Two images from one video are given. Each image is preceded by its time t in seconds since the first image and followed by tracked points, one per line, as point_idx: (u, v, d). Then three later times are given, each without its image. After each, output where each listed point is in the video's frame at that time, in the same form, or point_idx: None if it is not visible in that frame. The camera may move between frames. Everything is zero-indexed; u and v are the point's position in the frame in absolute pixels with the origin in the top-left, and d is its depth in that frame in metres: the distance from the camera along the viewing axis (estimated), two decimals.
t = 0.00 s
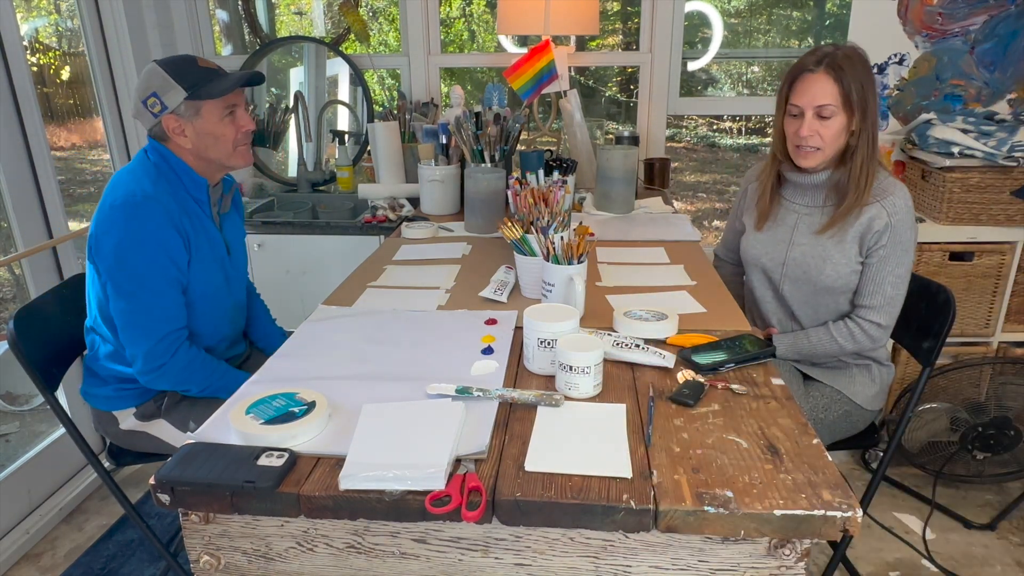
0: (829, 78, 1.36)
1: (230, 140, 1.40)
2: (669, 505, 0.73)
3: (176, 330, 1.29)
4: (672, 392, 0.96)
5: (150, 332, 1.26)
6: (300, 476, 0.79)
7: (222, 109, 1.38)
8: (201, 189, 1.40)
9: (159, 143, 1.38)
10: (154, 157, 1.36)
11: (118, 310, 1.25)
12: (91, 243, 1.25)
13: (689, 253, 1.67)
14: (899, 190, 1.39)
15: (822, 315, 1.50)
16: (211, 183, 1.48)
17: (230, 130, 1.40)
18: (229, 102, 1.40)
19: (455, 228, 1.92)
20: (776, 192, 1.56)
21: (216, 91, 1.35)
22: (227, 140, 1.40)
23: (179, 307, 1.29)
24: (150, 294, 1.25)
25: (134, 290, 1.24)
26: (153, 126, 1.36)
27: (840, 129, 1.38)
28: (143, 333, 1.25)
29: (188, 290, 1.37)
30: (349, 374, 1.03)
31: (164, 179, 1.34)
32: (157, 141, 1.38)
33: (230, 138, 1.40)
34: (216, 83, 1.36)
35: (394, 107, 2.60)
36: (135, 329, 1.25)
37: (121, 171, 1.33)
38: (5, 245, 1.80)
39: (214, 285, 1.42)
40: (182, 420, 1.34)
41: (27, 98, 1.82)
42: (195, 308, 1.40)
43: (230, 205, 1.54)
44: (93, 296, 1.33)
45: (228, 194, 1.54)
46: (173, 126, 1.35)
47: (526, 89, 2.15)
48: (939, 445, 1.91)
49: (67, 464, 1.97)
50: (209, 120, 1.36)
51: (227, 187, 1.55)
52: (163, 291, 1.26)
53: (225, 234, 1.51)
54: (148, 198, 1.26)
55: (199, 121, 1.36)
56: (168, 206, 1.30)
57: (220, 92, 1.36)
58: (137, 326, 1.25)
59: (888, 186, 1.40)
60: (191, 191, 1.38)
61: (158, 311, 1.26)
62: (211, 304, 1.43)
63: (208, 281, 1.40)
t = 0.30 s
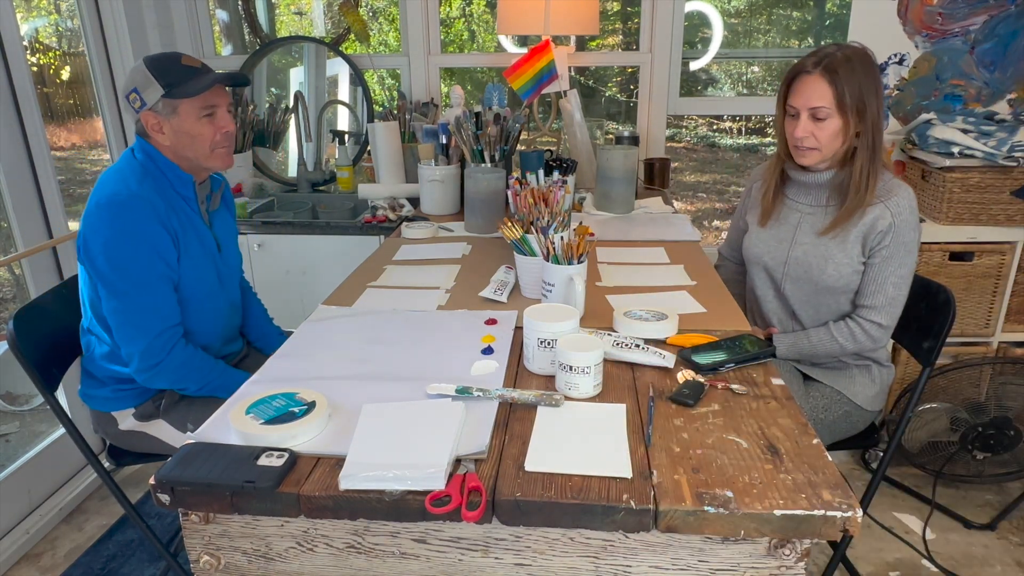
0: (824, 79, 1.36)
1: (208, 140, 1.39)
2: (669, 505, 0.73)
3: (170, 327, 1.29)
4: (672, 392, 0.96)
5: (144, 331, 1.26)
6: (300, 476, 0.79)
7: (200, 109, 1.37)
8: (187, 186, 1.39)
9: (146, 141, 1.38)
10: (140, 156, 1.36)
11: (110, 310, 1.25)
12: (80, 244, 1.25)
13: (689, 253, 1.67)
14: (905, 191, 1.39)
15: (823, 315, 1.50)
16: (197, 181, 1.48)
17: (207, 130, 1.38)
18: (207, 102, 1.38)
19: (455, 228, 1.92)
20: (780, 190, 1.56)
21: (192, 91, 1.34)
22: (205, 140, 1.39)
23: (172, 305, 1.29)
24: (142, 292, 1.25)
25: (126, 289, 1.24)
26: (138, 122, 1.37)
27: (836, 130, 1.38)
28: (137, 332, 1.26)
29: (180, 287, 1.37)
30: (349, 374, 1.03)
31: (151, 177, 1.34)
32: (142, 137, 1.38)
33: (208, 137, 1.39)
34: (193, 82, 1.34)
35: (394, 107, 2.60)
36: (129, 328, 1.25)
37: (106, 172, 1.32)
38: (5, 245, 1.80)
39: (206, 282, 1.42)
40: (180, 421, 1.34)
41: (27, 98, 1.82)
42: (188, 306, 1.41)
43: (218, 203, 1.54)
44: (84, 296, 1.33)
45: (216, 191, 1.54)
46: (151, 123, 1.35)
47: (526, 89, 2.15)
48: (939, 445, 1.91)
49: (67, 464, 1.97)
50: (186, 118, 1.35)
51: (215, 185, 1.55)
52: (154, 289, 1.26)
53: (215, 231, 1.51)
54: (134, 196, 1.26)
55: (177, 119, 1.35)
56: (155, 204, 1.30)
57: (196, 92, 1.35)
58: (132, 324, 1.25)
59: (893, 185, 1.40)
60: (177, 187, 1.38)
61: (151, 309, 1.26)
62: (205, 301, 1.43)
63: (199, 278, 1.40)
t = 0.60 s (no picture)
0: (803, 81, 1.37)
1: (196, 140, 1.38)
2: (669, 505, 0.73)
3: (167, 326, 1.29)
4: (672, 392, 0.96)
5: (142, 330, 1.26)
6: (300, 476, 0.79)
7: (188, 108, 1.36)
8: (184, 185, 1.39)
9: (142, 140, 1.38)
10: (136, 155, 1.36)
11: (107, 309, 1.25)
12: (76, 244, 1.25)
13: (689, 253, 1.67)
14: (906, 194, 1.38)
15: (823, 316, 1.50)
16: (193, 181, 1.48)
17: (195, 130, 1.37)
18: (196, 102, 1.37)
19: (455, 228, 1.92)
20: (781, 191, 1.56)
21: (176, 90, 1.33)
22: (193, 140, 1.38)
23: (169, 304, 1.29)
24: (139, 291, 1.25)
25: (123, 289, 1.24)
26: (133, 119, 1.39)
27: (817, 132, 1.38)
28: (135, 331, 1.26)
29: (177, 286, 1.37)
30: (348, 374, 1.03)
31: (147, 176, 1.34)
32: (138, 135, 1.38)
33: (195, 137, 1.38)
34: (178, 81, 1.33)
35: (394, 107, 2.60)
36: (126, 327, 1.25)
37: (103, 171, 1.32)
38: (5, 245, 1.80)
39: (203, 281, 1.42)
40: (180, 420, 1.34)
41: (27, 98, 1.82)
42: (186, 306, 1.41)
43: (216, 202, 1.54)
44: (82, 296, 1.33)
45: (214, 190, 1.54)
46: (143, 120, 1.36)
47: (526, 89, 2.15)
48: (939, 445, 1.91)
49: (67, 464, 1.97)
50: (175, 118, 1.35)
51: (212, 184, 1.55)
52: (151, 288, 1.26)
53: (213, 230, 1.51)
54: (130, 195, 1.26)
55: (164, 119, 1.35)
56: (152, 203, 1.30)
57: (180, 91, 1.33)
58: (129, 324, 1.25)
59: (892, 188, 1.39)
60: (173, 186, 1.38)
61: (148, 308, 1.26)
62: (202, 300, 1.43)
63: (197, 277, 1.40)
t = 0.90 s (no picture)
0: (793, 80, 1.37)
1: (202, 144, 1.38)
2: (669, 505, 0.73)
3: (168, 329, 1.29)
4: (672, 392, 0.96)
5: (143, 331, 1.26)
6: (300, 476, 0.79)
7: (195, 112, 1.36)
8: (192, 188, 1.39)
9: (151, 141, 1.38)
10: (145, 156, 1.36)
11: (110, 310, 1.25)
12: (83, 243, 1.25)
13: (689, 253, 1.67)
14: (903, 194, 1.37)
15: (823, 316, 1.50)
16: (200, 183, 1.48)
17: (203, 134, 1.38)
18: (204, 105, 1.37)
19: (455, 228, 1.92)
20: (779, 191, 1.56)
21: (183, 94, 1.33)
22: (199, 143, 1.38)
23: (171, 306, 1.29)
24: (142, 293, 1.25)
25: (126, 291, 1.24)
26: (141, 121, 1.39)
27: (806, 132, 1.38)
28: (136, 333, 1.26)
29: (181, 289, 1.37)
30: (348, 375, 1.03)
31: (155, 177, 1.34)
32: (148, 137, 1.39)
33: (202, 140, 1.38)
34: (187, 84, 1.33)
35: (394, 107, 2.60)
36: (128, 328, 1.25)
37: (111, 171, 1.33)
38: (5, 245, 1.80)
39: (207, 284, 1.42)
40: (181, 419, 1.35)
41: (27, 98, 1.82)
42: (189, 308, 1.41)
43: (224, 204, 1.54)
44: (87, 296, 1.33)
45: (221, 193, 1.54)
46: (151, 123, 1.36)
47: (526, 89, 2.15)
48: (940, 445, 1.91)
49: (67, 464, 1.97)
50: (182, 121, 1.35)
51: (220, 187, 1.55)
52: (155, 290, 1.26)
53: (219, 232, 1.51)
54: (139, 197, 1.26)
55: (172, 121, 1.35)
56: (159, 205, 1.30)
57: (187, 94, 1.33)
58: (131, 325, 1.25)
59: (888, 189, 1.39)
60: (181, 189, 1.38)
61: (150, 311, 1.26)
62: (205, 303, 1.43)
63: (201, 280, 1.40)
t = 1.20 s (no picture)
0: (784, 81, 1.38)
1: (217, 151, 1.38)
2: (669, 505, 0.73)
3: (175, 333, 1.29)
4: (672, 392, 0.96)
5: (151, 334, 1.26)
6: (300, 477, 0.79)
7: (213, 119, 1.36)
8: (208, 194, 1.39)
9: (170, 144, 1.38)
10: (164, 159, 1.36)
11: (119, 311, 1.25)
12: (97, 242, 1.25)
13: (689, 253, 1.67)
14: (897, 193, 1.37)
15: (823, 316, 1.50)
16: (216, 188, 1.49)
17: (218, 141, 1.37)
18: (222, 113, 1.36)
19: (455, 228, 1.92)
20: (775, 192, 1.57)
21: (200, 102, 1.32)
22: (214, 151, 1.38)
23: (180, 311, 1.29)
24: (152, 296, 1.25)
25: (137, 294, 1.24)
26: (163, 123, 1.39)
27: (797, 133, 1.38)
28: (143, 335, 1.26)
29: (191, 293, 1.37)
30: (348, 375, 1.03)
31: (172, 181, 1.34)
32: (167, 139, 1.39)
33: (216, 148, 1.38)
34: (207, 93, 1.33)
35: (394, 107, 2.60)
36: (135, 330, 1.25)
37: (130, 172, 1.33)
38: (5, 245, 1.80)
39: (216, 290, 1.42)
40: (182, 419, 1.34)
41: (27, 98, 1.82)
42: (197, 312, 1.40)
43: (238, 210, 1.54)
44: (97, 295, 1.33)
45: (236, 199, 1.54)
46: (170, 126, 1.36)
47: (526, 89, 2.15)
48: (940, 445, 1.91)
49: (67, 464, 1.97)
50: (199, 127, 1.35)
51: (236, 192, 1.55)
52: (165, 294, 1.26)
53: (231, 236, 1.51)
54: (156, 201, 1.27)
55: (190, 128, 1.35)
56: (175, 209, 1.30)
57: (206, 103, 1.33)
58: (138, 327, 1.25)
59: (883, 188, 1.39)
60: (198, 194, 1.38)
61: (158, 314, 1.26)
62: (213, 308, 1.43)
63: (211, 285, 1.40)
